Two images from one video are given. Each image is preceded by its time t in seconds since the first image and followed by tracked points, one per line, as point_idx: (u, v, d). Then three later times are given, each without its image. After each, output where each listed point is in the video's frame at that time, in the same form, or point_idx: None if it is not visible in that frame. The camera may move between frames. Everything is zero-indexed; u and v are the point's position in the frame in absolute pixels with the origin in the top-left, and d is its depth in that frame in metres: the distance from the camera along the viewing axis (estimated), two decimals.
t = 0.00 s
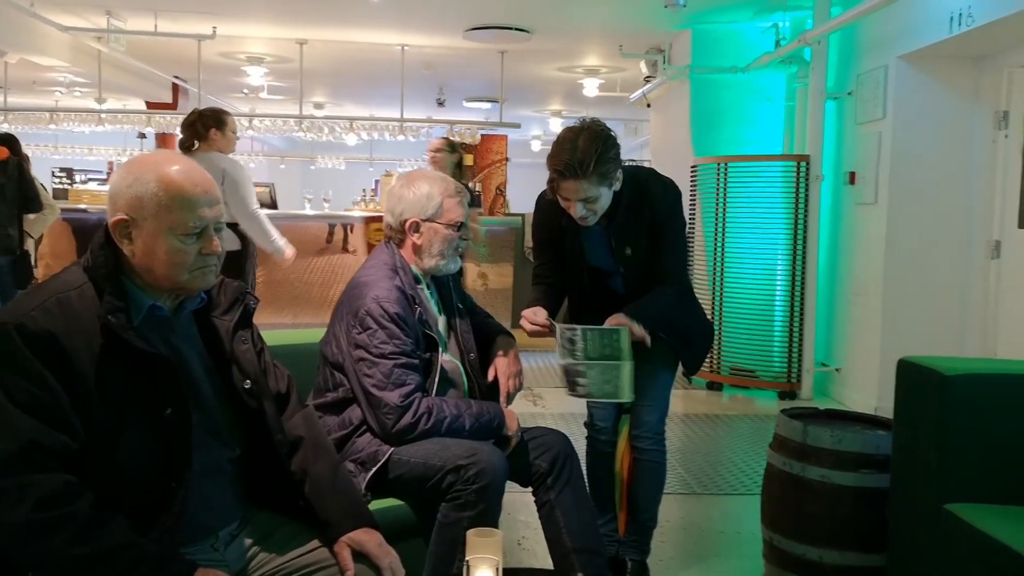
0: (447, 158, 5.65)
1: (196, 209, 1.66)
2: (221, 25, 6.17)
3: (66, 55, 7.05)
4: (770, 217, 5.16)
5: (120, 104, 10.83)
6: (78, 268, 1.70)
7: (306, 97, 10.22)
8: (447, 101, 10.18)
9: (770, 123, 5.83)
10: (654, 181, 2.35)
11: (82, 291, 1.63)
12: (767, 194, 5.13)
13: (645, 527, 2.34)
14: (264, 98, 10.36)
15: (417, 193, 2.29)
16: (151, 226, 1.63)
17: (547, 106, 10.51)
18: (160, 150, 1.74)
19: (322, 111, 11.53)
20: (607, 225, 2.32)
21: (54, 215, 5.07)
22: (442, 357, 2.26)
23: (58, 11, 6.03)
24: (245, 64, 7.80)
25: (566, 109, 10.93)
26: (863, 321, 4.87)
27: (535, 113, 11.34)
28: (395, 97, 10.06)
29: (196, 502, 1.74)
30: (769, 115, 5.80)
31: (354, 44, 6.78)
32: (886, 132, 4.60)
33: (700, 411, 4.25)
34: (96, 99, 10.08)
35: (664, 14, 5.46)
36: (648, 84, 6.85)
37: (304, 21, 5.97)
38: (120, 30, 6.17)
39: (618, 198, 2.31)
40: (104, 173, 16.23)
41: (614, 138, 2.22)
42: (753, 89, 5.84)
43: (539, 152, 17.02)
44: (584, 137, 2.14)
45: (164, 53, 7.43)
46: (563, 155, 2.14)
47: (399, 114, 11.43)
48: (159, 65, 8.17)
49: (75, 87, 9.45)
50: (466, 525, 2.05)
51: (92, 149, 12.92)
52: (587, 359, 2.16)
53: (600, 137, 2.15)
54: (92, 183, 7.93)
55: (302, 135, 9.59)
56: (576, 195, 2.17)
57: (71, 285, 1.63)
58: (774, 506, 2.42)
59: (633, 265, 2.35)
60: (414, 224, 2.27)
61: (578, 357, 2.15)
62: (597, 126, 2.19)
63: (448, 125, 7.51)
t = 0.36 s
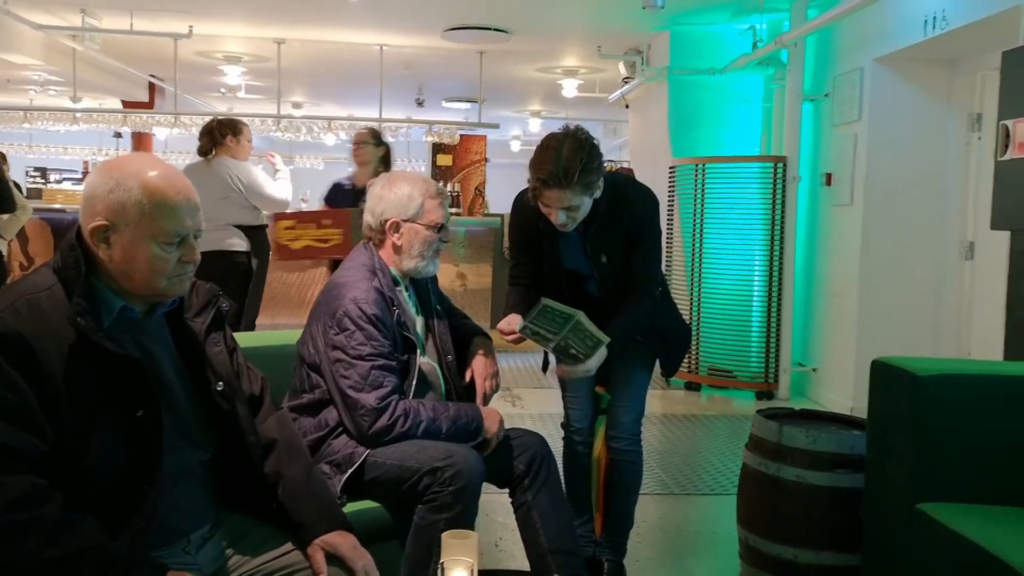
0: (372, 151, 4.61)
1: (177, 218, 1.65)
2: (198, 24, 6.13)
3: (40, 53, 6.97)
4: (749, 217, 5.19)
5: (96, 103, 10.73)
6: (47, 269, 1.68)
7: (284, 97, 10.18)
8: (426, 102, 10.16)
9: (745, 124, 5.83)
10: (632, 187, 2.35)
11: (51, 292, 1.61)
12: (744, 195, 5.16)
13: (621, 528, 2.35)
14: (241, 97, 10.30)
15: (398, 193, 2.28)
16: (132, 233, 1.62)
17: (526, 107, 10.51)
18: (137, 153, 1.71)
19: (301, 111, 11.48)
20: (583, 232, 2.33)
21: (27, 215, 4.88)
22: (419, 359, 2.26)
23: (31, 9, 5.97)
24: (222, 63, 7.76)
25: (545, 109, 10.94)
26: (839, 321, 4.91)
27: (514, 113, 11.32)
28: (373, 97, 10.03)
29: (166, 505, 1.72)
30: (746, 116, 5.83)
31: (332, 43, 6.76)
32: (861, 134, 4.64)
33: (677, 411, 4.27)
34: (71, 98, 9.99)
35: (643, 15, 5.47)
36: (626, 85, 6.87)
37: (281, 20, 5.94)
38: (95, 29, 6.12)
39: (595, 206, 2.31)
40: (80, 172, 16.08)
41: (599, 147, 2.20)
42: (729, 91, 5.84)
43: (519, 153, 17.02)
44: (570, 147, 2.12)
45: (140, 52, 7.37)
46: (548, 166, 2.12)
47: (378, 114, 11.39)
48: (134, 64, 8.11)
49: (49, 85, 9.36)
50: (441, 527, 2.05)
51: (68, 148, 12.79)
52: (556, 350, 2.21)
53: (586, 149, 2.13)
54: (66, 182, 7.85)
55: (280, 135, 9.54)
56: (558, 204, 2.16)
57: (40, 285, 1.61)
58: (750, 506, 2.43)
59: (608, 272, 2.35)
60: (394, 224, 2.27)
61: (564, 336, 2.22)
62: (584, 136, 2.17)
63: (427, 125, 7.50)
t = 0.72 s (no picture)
0: (263, 140, 3.61)
1: (142, 215, 1.63)
2: (168, 21, 6.07)
3: (7, 50, 6.88)
4: (722, 217, 5.22)
5: (65, 101, 10.60)
6: (8, 266, 1.65)
7: (257, 95, 10.11)
8: (401, 101, 10.13)
9: (717, 124, 5.89)
10: (604, 186, 2.36)
11: (12, 290, 1.58)
12: (718, 195, 5.20)
13: (591, 527, 2.35)
14: (214, 96, 10.22)
15: (370, 194, 2.26)
16: (96, 230, 1.60)
17: (501, 106, 10.50)
18: (104, 150, 1.69)
19: (274, 109, 11.40)
20: (556, 229, 2.32)
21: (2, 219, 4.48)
22: (390, 358, 2.26)
23: None
24: (193, 61, 7.69)
25: (520, 109, 10.95)
26: (811, 320, 4.95)
27: (489, 113, 11.30)
28: (348, 96, 9.98)
29: (130, 504, 1.71)
30: (719, 116, 5.88)
31: (305, 41, 6.72)
32: (833, 135, 4.68)
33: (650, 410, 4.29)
34: (39, 95, 9.86)
35: (617, 16, 5.49)
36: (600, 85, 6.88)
37: (253, 18, 5.91)
38: (63, 25, 6.05)
39: (568, 204, 2.31)
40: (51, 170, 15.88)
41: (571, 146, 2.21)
42: (701, 92, 5.89)
43: (496, 153, 17.00)
44: (544, 145, 2.12)
45: (110, 49, 7.29)
46: (523, 163, 2.11)
47: (352, 113, 11.34)
48: (104, 61, 8.02)
49: (16, 82, 9.22)
50: (411, 527, 2.05)
51: (37, 146, 12.62)
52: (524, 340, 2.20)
53: (559, 147, 2.13)
54: (34, 181, 7.75)
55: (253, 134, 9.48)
56: (533, 202, 2.15)
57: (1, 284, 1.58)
58: (721, 504, 2.45)
59: (582, 270, 2.35)
60: (365, 226, 2.25)
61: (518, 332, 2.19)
62: (557, 134, 2.18)
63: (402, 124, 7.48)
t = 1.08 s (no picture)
0: (101, 122, 3.52)
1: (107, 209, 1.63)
2: (123, 17, 5.97)
3: None
4: (683, 217, 5.26)
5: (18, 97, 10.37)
6: None
7: (216, 93, 9.99)
8: (362, 100, 10.08)
9: (680, 124, 5.98)
10: (563, 186, 2.37)
11: None
12: (679, 195, 5.24)
13: (551, 527, 2.36)
14: (172, 93, 10.07)
15: (332, 196, 2.23)
16: (69, 230, 1.56)
17: (464, 106, 10.48)
18: (39, 148, 1.63)
19: (234, 108, 11.27)
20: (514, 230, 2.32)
21: None
22: (348, 359, 2.24)
23: None
24: (150, 58, 7.58)
25: (483, 109, 10.96)
26: (769, 319, 5.02)
27: (452, 113, 11.27)
28: (308, 94, 9.90)
29: (78, 509, 1.67)
30: (681, 116, 5.98)
31: (265, 39, 6.65)
32: (791, 136, 4.74)
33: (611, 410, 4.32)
34: None
35: (578, 17, 5.51)
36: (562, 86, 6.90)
37: (210, 16, 5.85)
38: (13, 20, 5.92)
39: (527, 205, 2.30)
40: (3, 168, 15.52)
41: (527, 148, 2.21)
42: (665, 93, 5.97)
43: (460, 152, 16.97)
44: (499, 148, 2.11)
45: (62, 45, 7.15)
46: (478, 167, 2.11)
47: (313, 112, 11.25)
48: (58, 58, 7.87)
49: None
50: (369, 529, 2.05)
51: None
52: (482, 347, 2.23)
53: (515, 150, 2.13)
54: None
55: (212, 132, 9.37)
56: (491, 206, 2.15)
57: None
58: (680, 503, 2.46)
59: (542, 269, 2.35)
60: (325, 227, 2.22)
61: (477, 340, 2.20)
62: (513, 137, 2.17)
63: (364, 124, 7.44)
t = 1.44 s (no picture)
0: None
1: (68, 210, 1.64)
2: (81, 15, 5.88)
3: None
4: (647, 217, 5.29)
5: None
6: None
7: (178, 92, 9.88)
8: (326, 99, 10.02)
9: (646, 125, 6.00)
10: (524, 185, 2.38)
11: None
12: (643, 196, 5.27)
13: (514, 528, 2.36)
14: (132, 92, 9.94)
15: (291, 196, 2.21)
16: (37, 233, 1.57)
17: (429, 106, 10.46)
18: None
19: (196, 107, 11.15)
20: (474, 229, 2.33)
21: None
22: (309, 360, 2.23)
23: None
24: (109, 57, 7.48)
25: (448, 109, 10.95)
26: (733, 318, 5.06)
27: (418, 113, 11.24)
28: (272, 93, 9.82)
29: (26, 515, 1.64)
30: (646, 117, 6.01)
31: (226, 38, 6.59)
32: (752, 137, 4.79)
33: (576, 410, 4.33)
34: None
35: (542, 18, 5.51)
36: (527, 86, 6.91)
37: (169, 14, 5.78)
38: None
39: (487, 204, 2.31)
40: None
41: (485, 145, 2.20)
42: (629, 93, 5.99)
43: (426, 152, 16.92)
44: (455, 146, 2.11)
45: (18, 42, 7.02)
46: (433, 164, 2.11)
47: (276, 111, 11.16)
48: (13, 56, 7.73)
49: None
50: (329, 531, 2.04)
51: None
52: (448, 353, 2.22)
53: (471, 148, 2.13)
54: None
55: (173, 131, 9.26)
56: (446, 203, 2.15)
57: None
58: (643, 502, 2.48)
59: (503, 268, 2.37)
60: (283, 228, 2.20)
61: (444, 350, 2.18)
62: (470, 134, 2.17)
63: (328, 123, 7.39)
